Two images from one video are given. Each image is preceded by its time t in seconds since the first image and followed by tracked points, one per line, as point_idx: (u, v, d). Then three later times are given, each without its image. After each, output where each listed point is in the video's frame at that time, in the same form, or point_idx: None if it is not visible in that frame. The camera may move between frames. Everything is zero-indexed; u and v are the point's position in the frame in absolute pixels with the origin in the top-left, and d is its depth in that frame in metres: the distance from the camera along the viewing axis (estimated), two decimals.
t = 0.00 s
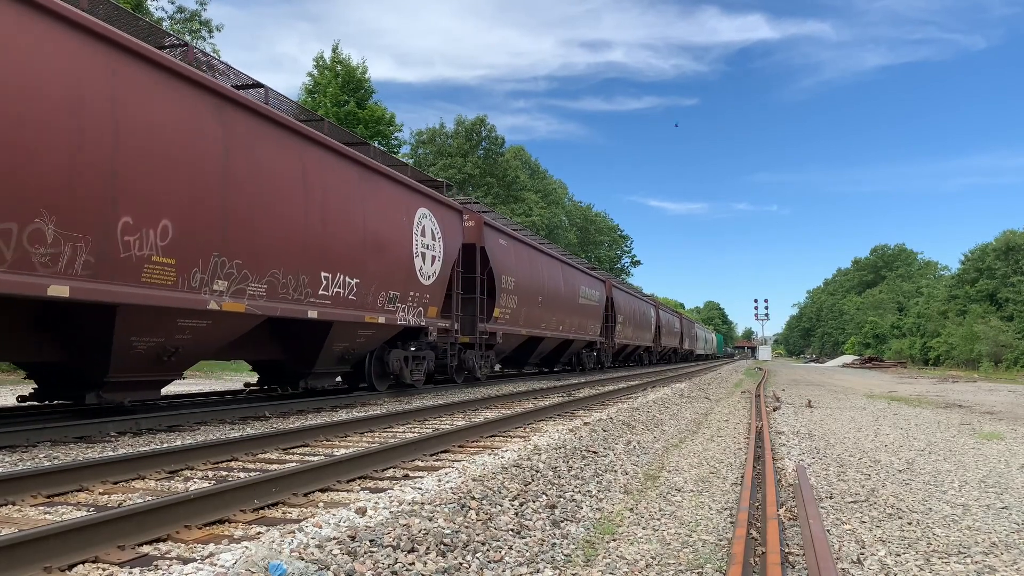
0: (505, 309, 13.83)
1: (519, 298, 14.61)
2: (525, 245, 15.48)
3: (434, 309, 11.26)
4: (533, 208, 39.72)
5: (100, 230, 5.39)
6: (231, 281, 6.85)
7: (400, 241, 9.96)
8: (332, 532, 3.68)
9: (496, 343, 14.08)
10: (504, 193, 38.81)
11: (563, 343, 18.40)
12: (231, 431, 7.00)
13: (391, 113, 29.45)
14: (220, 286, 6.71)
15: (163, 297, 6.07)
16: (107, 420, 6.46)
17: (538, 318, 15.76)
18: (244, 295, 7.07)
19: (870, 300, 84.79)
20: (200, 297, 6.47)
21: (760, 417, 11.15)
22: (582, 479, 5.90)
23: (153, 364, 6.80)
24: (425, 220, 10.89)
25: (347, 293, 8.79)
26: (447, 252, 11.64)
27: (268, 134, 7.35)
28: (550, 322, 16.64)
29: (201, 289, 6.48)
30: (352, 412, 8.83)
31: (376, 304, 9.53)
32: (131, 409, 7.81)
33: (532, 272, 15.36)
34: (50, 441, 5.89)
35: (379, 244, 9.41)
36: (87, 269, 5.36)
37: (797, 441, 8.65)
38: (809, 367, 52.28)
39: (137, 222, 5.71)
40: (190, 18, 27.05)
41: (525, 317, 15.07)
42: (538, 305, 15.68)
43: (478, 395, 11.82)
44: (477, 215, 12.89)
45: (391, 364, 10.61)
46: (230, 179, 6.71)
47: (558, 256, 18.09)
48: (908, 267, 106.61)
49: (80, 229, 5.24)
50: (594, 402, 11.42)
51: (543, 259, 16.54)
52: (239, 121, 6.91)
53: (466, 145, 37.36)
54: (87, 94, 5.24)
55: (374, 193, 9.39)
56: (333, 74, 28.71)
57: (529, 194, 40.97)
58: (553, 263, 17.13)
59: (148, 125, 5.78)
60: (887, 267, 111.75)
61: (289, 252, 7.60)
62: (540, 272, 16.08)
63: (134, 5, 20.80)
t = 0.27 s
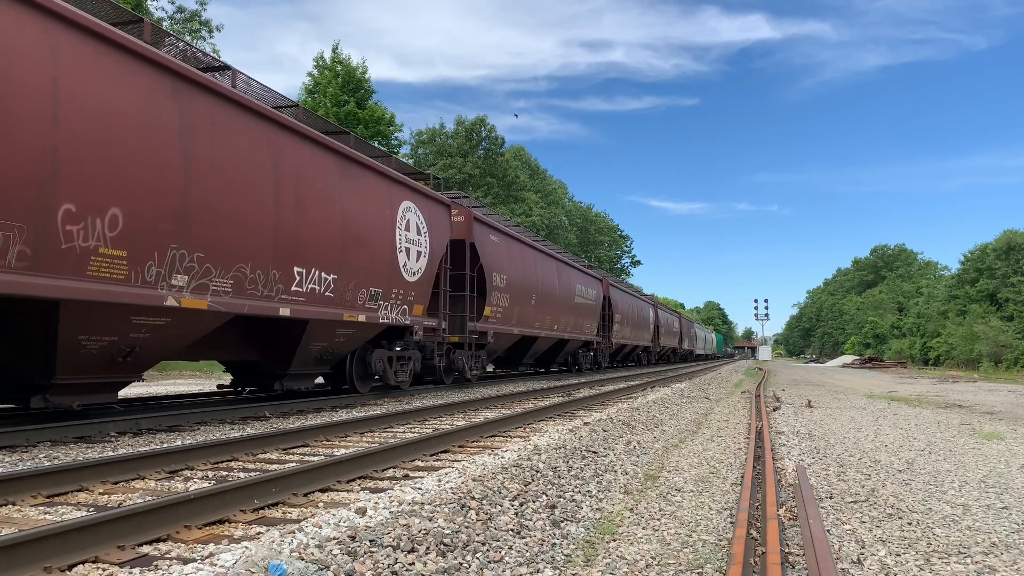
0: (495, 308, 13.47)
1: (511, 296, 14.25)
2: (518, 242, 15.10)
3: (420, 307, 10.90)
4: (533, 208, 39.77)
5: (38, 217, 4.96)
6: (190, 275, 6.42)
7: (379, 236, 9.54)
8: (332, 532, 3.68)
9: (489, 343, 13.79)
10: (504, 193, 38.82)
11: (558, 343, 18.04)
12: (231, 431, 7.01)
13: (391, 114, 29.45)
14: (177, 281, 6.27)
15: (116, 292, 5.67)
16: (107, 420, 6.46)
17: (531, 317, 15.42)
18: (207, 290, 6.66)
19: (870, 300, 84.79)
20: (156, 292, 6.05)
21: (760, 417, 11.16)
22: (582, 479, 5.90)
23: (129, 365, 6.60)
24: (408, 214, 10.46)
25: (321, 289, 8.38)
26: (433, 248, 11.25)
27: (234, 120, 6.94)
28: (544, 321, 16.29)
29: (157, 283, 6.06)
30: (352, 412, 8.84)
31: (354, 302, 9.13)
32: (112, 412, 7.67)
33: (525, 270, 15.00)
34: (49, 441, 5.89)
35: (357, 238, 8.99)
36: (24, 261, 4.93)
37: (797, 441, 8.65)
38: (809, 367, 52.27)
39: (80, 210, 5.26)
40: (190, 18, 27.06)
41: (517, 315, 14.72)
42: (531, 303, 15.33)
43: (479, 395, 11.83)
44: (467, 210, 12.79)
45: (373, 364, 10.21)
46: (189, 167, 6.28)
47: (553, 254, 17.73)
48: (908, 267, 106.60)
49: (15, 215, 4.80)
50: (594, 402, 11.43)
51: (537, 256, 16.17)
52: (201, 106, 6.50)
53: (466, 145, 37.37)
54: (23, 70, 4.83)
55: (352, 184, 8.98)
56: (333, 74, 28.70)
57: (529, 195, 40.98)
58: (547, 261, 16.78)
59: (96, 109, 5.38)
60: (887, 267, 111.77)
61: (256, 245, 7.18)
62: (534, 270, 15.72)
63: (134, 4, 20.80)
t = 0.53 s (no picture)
0: (487, 306, 13.01)
1: (504, 294, 13.79)
2: (511, 238, 14.63)
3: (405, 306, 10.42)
4: (533, 208, 39.79)
5: None
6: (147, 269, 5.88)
7: (362, 229, 9.01)
8: (332, 532, 3.68)
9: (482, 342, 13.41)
10: (504, 193, 38.81)
11: (554, 343, 17.65)
12: (231, 431, 7.01)
13: (391, 113, 29.45)
14: (131, 275, 5.73)
15: (65, 287, 5.16)
16: (107, 420, 6.46)
17: (525, 315, 14.97)
18: (168, 285, 6.14)
19: (870, 300, 84.78)
20: (109, 287, 5.53)
21: (760, 417, 11.15)
22: (582, 479, 5.90)
23: (102, 364, 6.30)
24: (394, 208, 9.94)
25: (297, 285, 7.84)
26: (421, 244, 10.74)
27: (200, 102, 6.41)
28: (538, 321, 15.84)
29: (110, 277, 5.54)
30: (352, 412, 8.84)
31: (334, 299, 8.61)
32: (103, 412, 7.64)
33: (518, 267, 14.53)
34: (50, 441, 5.89)
35: (337, 232, 8.45)
36: None
37: (797, 441, 8.65)
38: (809, 367, 52.26)
39: (18, 196, 4.73)
40: (190, 19, 27.06)
41: (511, 314, 14.26)
42: (524, 302, 14.87)
43: (479, 395, 11.83)
44: (456, 205, 12.03)
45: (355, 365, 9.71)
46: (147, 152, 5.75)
47: (549, 251, 17.28)
48: (908, 267, 106.59)
49: None
50: (594, 402, 11.43)
51: (532, 253, 15.71)
52: (162, 86, 5.98)
53: (466, 145, 37.37)
54: None
55: (332, 174, 8.44)
56: (333, 74, 28.69)
57: (529, 195, 41.00)
58: (542, 258, 16.34)
59: (43, 86, 4.87)
60: (887, 267, 111.78)
61: (223, 238, 6.65)
62: (528, 267, 15.25)
63: (134, 4, 20.81)
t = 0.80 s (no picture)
0: (479, 305, 12.61)
1: (496, 292, 13.40)
2: (505, 234, 14.23)
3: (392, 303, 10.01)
4: (533, 208, 39.79)
5: None
6: (103, 263, 5.48)
7: (344, 223, 8.59)
8: (333, 532, 3.68)
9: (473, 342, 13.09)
10: (504, 193, 38.79)
11: (549, 342, 17.31)
12: (231, 431, 7.00)
13: (390, 113, 29.43)
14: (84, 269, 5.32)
15: (9, 281, 4.78)
16: (107, 420, 6.45)
17: (518, 315, 14.59)
18: (127, 280, 5.73)
19: (870, 300, 84.78)
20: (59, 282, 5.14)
21: (760, 417, 11.15)
22: (582, 479, 5.89)
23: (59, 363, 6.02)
24: (378, 201, 9.51)
25: (271, 282, 7.41)
26: (408, 239, 10.31)
27: (166, 87, 6.04)
28: (532, 320, 15.48)
29: (60, 272, 5.16)
30: (352, 412, 8.83)
31: (314, 297, 8.20)
32: (98, 412, 7.59)
33: (512, 265, 14.15)
34: (50, 441, 5.89)
35: (316, 226, 8.03)
36: None
37: (797, 441, 8.65)
38: (809, 367, 52.27)
39: None
40: (190, 18, 27.06)
41: (503, 313, 13.86)
42: (518, 300, 14.50)
43: (479, 395, 11.83)
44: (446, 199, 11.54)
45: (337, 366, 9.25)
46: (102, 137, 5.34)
47: (545, 249, 16.91)
48: (908, 267, 106.57)
49: None
50: (594, 402, 11.42)
51: (526, 250, 15.33)
52: (121, 68, 5.59)
53: (466, 145, 37.36)
54: None
55: (311, 165, 8.04)
56: (333, 74, 28.68)
57: (529, 194, 41.04)
58: (537, 256, 15.98)
59: (35, 82, 4.84)
60: (887, 267, 111.77)
61: (190, 231, 6.26)
62: (522, 265, 14.88)
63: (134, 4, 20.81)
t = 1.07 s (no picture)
0: (470, 303, 12.32)
1: (489, 291, 13.13)
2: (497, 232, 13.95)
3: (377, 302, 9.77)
4: (533, 208, 39.81)
5: None
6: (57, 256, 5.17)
7: (323, 218, 8.31)
8: (332, 532, 3.68)
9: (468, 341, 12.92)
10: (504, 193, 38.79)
11: (546, 342, 17.13)
12: (231, 431, 7.01)
13: (390, 113, 29.45)
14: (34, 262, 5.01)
15: None
16: (107, 420, 6.46)
17: (512, 314, 14.32)
18: (84, 275, 5.41)
19: (870, 300, 84.80)
20: (6, 276, 4.82)
21: (760, 417, 11.16)
22: (582, 479, 5.90)
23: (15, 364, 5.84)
24: (361, 194, 9.23)
25: (244, 278, 7.13)
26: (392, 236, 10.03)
27: (133, 73, 5.76)
28: (527, 319, 15.22)
29: (7, 265, 4.84)
30: (352, 412, 8.84)
31: (291, 294, 7.91)
32: (93, 412, 7.58)
33: (506, 263, 13.87)
34: (50, 441, 5.89)
35: (293, 220, 7.75)
36: None
37: (797, 441, 8.65)
38: (809, 367, 52.28)
39: None
40: (190, 19, 27.07)
41: (496, 312, 13.58)
42: (512, 299, 14.23)
43: (479, 395, 11.87)
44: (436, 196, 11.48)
45: (319, 367, 8.98)
46: (57, 124, 5.04)
47: (540, 247, 16.65)
48: (908, 267, 106.58)
49: None
50: (594, 402, 11.44)
51: (520, 248, 15.06)
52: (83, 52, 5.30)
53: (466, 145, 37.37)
54: None
55: (288, 157, 7.75)
56: (333, 74, 28.70)
57: (529, 195, 41.10)
58: (533, 255, 15.72)
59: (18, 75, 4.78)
60: (887, 267, 111.81)
61: (157, 224, 5.98)
62: (516, 264, 14.61)
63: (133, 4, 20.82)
